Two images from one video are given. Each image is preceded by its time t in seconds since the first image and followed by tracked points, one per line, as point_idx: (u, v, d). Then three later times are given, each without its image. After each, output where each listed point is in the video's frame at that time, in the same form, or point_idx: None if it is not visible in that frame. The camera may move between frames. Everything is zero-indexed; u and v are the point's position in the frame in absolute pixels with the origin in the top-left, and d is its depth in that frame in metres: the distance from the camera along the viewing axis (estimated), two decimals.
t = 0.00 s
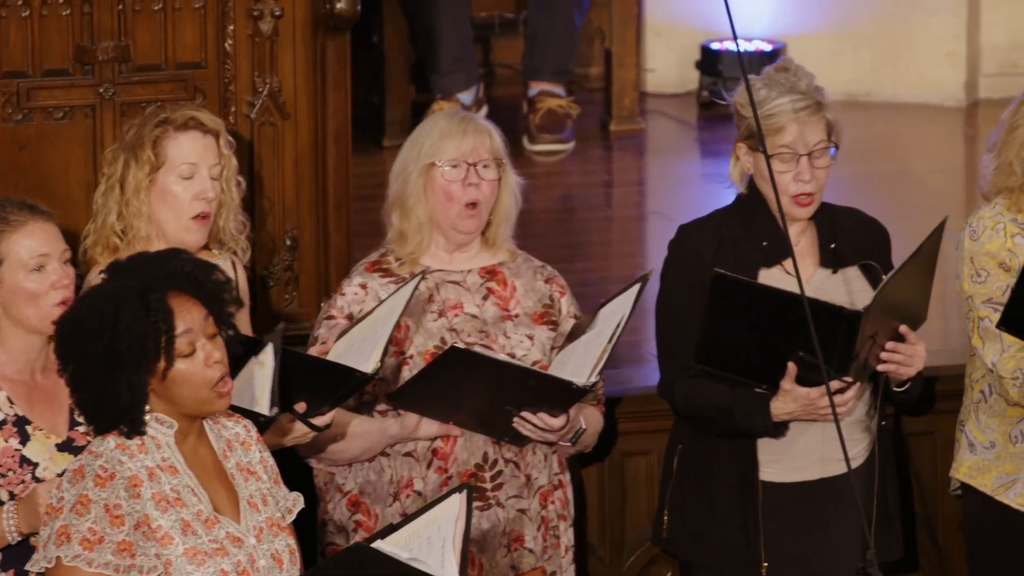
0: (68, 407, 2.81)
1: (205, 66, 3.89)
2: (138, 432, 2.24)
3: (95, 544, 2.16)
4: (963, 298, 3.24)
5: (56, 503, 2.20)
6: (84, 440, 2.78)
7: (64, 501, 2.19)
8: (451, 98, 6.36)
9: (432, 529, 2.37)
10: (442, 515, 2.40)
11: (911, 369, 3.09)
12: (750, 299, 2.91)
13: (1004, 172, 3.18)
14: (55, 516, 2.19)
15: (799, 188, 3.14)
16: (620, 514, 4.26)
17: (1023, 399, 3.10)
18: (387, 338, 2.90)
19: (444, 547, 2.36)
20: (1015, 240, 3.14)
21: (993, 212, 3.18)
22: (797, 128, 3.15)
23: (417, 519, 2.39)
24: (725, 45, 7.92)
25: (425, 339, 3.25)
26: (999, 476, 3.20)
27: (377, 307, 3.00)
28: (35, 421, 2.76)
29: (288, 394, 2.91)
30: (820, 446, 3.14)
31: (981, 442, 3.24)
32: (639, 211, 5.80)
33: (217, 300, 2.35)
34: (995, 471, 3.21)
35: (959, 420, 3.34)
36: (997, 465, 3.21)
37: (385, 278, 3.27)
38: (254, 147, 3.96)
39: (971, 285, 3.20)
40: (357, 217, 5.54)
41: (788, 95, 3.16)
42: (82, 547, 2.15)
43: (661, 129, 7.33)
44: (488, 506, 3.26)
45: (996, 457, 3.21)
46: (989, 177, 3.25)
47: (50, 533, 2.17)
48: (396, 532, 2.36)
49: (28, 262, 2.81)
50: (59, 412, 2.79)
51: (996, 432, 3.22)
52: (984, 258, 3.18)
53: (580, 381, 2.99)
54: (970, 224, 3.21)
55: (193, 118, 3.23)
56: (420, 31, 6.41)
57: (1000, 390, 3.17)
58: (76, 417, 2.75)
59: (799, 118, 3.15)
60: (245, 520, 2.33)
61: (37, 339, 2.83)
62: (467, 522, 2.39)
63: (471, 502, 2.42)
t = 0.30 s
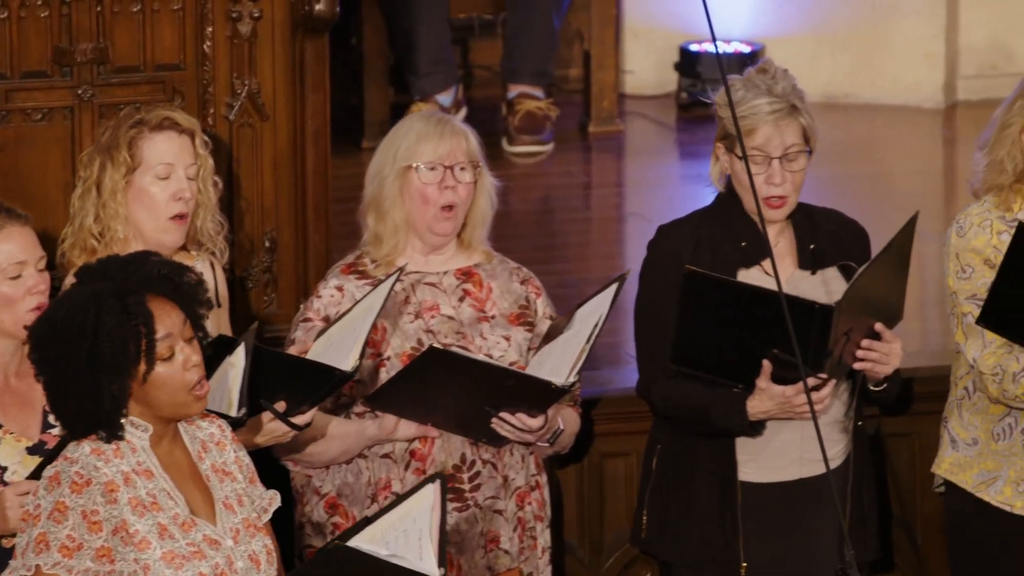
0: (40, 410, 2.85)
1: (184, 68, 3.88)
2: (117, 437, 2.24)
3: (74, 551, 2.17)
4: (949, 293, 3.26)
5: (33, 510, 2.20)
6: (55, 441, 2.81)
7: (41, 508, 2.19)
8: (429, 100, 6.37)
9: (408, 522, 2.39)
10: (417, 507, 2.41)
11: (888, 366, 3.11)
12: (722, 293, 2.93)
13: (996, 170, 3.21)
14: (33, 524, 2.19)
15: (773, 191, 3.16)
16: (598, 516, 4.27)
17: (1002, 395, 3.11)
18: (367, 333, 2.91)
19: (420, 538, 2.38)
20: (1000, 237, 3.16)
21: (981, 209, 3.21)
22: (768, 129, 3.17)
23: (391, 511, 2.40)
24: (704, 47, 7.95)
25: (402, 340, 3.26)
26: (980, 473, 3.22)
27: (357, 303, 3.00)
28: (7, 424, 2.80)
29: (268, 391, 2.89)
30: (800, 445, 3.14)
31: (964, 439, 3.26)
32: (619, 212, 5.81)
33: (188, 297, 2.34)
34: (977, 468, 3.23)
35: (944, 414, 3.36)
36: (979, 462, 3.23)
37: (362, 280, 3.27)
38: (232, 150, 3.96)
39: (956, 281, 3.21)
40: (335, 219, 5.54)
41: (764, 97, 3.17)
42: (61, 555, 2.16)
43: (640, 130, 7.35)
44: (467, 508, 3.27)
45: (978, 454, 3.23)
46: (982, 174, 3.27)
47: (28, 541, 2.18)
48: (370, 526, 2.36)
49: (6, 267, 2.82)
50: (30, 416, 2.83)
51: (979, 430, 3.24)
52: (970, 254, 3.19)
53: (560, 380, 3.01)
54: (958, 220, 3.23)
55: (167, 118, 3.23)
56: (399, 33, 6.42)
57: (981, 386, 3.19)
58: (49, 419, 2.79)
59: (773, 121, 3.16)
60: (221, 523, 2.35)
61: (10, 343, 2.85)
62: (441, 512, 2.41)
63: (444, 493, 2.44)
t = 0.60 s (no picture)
0: (17, 413, 2.87)
1: (163, 69, 3.86)
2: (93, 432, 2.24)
3: (49, 556, 2.18)
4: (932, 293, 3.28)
5: (6, 516, 2.20)
6: (32, 446, 2.83)
7: (15, 514, 2.19)
8: (409, 101, 6.39)
9: (378, 522, 2.39)
10: (389, 505, 2.41)
11: (867, 369, 3.13)
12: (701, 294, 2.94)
13: (982, 171, 3.23)
14: (6, 530, 2.19)
15: (754, 191, 3.18)
16: (577, 517, 4.28)
17: (980, 397, 3.13)
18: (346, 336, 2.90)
19: (394, 537, 2.38)
20: (985, 238, 3.18)
21: (966, 209, 3.23)
22: (747, 130, 3.18)
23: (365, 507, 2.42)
24: (684, 48, 7.97)
25: (380, 342, 3.25)
26: (959, 472, 3.24)
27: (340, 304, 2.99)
28: None
29: (247, 395, 2.91)
30: (777, 446, 3.16)
31: (944, 438, 3.28)
32: (598, 213, 5.82)
33: (178, 303, 2.35)
34: (956, 467, 3.24)
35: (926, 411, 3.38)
36: (959, 461, 3.25)
37: (338, 281, 3.27)
38: (212, 152, 3.95)
39: (940, 281, 3.23)
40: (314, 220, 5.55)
41: (743, 97, 3.18)
42: (35, 561, 2.17)
43: (620, 131, 7.37)
44: (445, 508, 3.27)
45: (958, 453, 3.25)
46: (967, 175, 3.29)
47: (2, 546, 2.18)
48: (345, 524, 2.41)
49: None
50: (7, 420, 2.85)
51: (959, 429, 3.26)
52: (954, 254, 3.21)
53: (539, 378, 3.01)
54: (944, 220, 3.26)
55: (148, 121, 3.22)
56: (379, 34, 6.43)
57: (961, 386, 3.21)
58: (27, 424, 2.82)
59: (753, 121, 3.17)
60: (194, 525, 2.35)
61: None
62: (412, 510, 2.40)
63: (415, 489, 2.43)
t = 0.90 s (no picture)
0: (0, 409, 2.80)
1: (146, 70, 3.85)
2: (80, 424, 2.24)
3: (33, 557, 2.16)
4: (917, 292, 3.28)
5: None
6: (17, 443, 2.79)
7: None
8: (391, 101, 6.38)
9: (363, 522, 2.41)
10: (373, 507, 2.43)
11: (849, 370, 3.13)
12: (681, 294, 2.94)
13: (967, 171, 3.25)
14: None
15: (732, 190, 3.18)
16: (560, 518, 4.28)
17: (966, 395, 3.14)
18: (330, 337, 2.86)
19: (378, 538, 2.39)
20: (970, 239, 3.20)
21: (951, 209, 3.25)
22: (722, 131, 3.19)
23: (349, 509, 2.45)
24: (666, 48, 7.98)
25: (362, 344, 3.26)
26: (941, 472, 3.25)
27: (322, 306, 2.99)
28: None
29: (231, 395, 2.91)
30: (760, 447, 3.17)
31: (927, 438, 3.29)
32: (581, 214, 5.83)
33: (171, 300, 2.36)
34: (938, 467, 3.26)
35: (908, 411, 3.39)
36: (940, 461, 3.26)
37: (320, 283, 3.27)
38: (193, 150, 3.93)
39: (924, 281, 3.24)
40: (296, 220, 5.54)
41: (717, 99, 3.20)
42: (20, 561, 2.15)
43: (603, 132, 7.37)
44: (429, 510, 3.28)
45: (940, 453, 3.26)
46: (953, 174, 3.30)
47: None
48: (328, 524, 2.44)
49: None
50: None
51: (941, 429, 3.27)
52: (938, 254, 3.22)
53: (526, 375, 2.99)
54: (927, 220, 3.27)
55: (131, 123, 3.23)
56: (361, 34, 6.42)
57: (946, 386, 3.22)
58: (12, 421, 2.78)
59: (727, 121, 3.18)
60: (177, 526, 2.36)
61: None
62: (395, 511, 2.42)
63: (398, 491, 2.45)
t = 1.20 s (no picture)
0: None
1: (130, 70, 3.84)
2: (71, 423, 2.26)
3: (20, 556, 2.18)
4: (901, 292, 3.30)
5: None
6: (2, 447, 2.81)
7: None
8: (376, 101, 6.40)
9: (350, 526, 2.40)
10: (361, 511, 2.42)
11: (832, 368, 3.15)
12: (666, 294, 2.94)
13: (950, 169, 3.26)
14: None
15: (712, 186, 3.18)
16: (545, 520, 4.29)
17: (952, 394, 3.15)
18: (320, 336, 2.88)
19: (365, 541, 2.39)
20: (954, 238, 3.21)
21: (934, 209, 3.26)
22: (699, 128, 3.20)
23: (335, 513, 2.42)
24: (651, 48, 7.99)
25: (346, 345, 3.27)
26: (926, 472, 3.27)
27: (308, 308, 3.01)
28: None
29: (220, 397, 2.91)
30: (744, 446, 3.18)
31: (911, 438, 3.30)
32: (565, 214, 5.84)
33: (162, 300, 2.37)
34: (922, 467, 3.27)
35: (890, 410, 3.40)
36: (924, 461, 3.27)
37: (303, 284, 3.27)
38: (178, 152, 3.92)
39: (909, 280, 3.26)
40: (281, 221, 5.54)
41: (694, 96, 3.21)
42: (7, 560, 2.17)
43: (588, 133, 7.38)
44: (412, 511, 3.28)
45: (924, 452, 3.28)
46: (935, 174, 3.31)
47: None
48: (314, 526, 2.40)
49: None
50: None
51: (926, 429, 3.28)
52: (923, 253, 3.24)
53: (511, 371, 3.00)
54: (911, 220, 3.28)
55: (120, 126, 3.23)
56: (346, 34, 6.43)
57: (931, 386, 3.23)
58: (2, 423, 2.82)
59: (705, 118, 3.19)
60: (163, 528, 2.35)
61: None
62: (384, 516, 2.41)
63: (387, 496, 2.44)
